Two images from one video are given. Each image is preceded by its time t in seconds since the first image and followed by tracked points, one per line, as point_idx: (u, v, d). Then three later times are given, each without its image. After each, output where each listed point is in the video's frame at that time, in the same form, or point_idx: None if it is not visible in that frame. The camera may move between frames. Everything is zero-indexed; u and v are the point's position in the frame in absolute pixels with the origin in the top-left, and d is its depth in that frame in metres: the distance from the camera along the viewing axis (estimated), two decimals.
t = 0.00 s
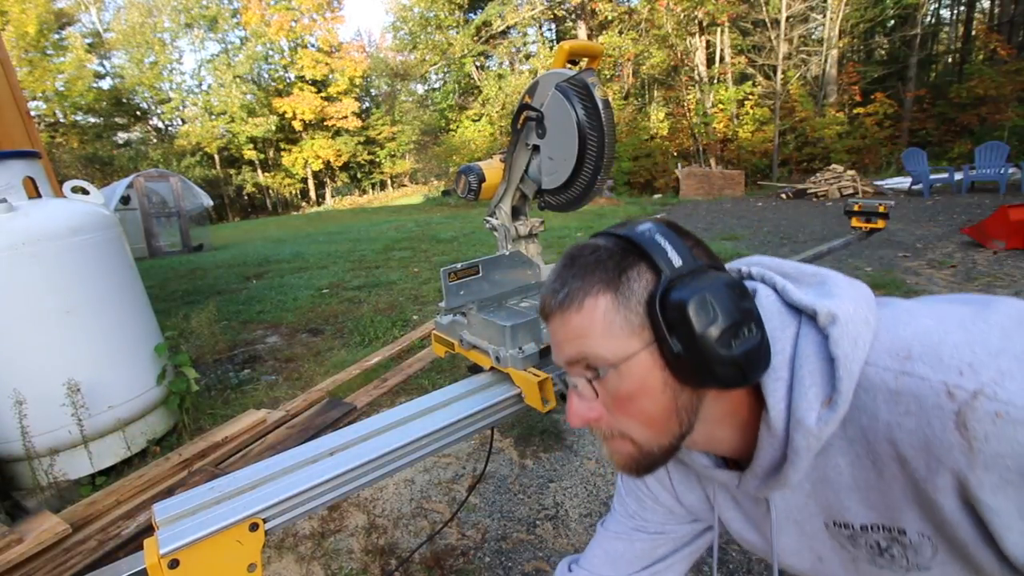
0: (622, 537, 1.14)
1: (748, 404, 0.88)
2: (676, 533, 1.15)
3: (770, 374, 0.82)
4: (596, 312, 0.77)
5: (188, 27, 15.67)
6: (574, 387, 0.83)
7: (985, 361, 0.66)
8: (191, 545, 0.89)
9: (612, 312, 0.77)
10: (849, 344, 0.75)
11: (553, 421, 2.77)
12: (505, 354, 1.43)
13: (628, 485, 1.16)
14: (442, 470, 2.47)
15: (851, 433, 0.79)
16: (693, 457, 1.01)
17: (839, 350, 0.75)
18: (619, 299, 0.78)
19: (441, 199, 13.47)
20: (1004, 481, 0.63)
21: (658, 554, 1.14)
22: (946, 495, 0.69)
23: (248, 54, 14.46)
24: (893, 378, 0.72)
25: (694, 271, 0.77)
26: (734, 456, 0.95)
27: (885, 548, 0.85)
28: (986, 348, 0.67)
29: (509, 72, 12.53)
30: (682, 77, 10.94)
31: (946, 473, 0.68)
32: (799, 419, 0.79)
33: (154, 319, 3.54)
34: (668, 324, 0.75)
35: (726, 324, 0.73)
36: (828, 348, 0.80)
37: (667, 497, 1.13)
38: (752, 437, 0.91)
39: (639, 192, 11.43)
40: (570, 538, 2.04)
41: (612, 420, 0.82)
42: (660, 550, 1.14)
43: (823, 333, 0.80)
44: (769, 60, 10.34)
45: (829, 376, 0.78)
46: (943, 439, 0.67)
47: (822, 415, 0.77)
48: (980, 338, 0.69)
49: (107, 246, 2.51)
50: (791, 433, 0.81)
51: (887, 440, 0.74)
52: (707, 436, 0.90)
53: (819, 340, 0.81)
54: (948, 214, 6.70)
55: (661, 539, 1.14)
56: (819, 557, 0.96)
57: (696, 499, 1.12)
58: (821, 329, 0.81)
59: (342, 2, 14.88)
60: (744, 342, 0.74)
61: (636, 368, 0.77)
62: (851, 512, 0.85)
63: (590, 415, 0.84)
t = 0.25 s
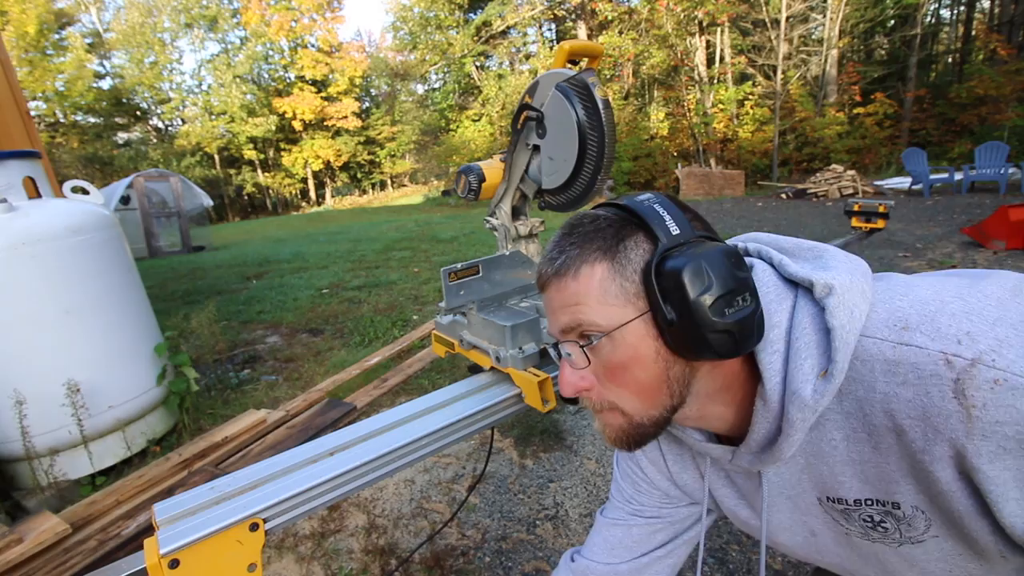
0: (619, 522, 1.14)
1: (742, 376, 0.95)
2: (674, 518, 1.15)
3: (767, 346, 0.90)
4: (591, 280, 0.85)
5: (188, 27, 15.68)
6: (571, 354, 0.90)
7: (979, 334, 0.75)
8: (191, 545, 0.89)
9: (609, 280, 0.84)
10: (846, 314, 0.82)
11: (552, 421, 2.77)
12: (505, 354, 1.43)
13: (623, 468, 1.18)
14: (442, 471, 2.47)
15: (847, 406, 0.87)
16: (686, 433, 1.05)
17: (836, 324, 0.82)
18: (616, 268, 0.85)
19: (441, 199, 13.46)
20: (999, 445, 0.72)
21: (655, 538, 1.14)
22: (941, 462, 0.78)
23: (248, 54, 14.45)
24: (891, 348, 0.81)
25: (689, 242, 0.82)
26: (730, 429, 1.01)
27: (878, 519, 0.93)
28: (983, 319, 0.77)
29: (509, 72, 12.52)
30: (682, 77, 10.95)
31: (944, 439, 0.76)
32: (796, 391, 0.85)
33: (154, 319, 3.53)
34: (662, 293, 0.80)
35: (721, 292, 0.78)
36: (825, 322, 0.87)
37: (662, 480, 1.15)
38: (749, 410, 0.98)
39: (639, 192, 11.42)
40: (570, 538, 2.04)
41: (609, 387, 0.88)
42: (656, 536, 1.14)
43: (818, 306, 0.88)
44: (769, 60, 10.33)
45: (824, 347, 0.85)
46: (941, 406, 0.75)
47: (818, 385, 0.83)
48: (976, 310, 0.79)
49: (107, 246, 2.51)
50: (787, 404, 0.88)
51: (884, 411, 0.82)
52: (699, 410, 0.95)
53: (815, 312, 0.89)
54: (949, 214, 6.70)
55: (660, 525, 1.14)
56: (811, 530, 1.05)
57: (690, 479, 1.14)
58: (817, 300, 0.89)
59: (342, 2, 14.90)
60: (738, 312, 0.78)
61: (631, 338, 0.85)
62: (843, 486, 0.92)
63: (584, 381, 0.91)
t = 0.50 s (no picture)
0: (637, 531, 1.13)
1: (771, 388, 0.89)
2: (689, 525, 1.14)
3: (797, 360, 0.83)
4: (614, 291, 0.80)
5: (188, 27, 15.69)
6: (592, 366, 0.86)
7: None
8: (191, 544, 0.90)
9: (633, 291, 0.80)
10: (881, 326, 0.76)
11: (552, 421, 2.77)
12: (505, 354, 1.44)
13: (638, 477, 1.15)
14: (442, 470, 2.47)
15: (882, 418, 0.82)
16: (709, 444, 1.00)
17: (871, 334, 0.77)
18: (640, 278, 0.80)
19: (441, 199, 13.46)
20: None
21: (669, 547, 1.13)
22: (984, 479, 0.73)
23: (248, 54, 14.44)
24: (930, 360, 0.75)
25: (715, 250, 0.78)
26: (754, 443, 0.96)
27: (910, 534, 0.89)
28: None
29: (509, 72, 12.53)
30: (682, 77, 10.96)
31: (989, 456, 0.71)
32: (831, 406, 0.80)
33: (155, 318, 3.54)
34: (690, 303, 0.76)
35: (750, 304, 0.74)
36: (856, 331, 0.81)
37: (680, 488, 1.12)
38: (774, 422, 0.93)
39: (639, 192, 11.44)
40: (570, 538, 2.04)
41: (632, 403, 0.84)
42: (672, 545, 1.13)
43: (851, 316, 0.82)
44: (769, 60, 10.31)
45: (859, 359, 0.80)
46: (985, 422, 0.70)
47: (854, 400, 0.78)
48: (1017, 316, 0.74)
49: (107, 246, 2.51)
50: (820, 419, 0.82)
51: (923, 425, 0.77)
52: (724, 423, 0.91)
53: (847, 324, 0.82)
54: (948, 214, 6.70)
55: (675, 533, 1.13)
56: (838, 544, 1.00)
57: (710, 488, 1.11)
58: (848, 308, 0.82)
59: (342, 2, 14.89)
60: (769, 323, 0.74)
61: (656, 351, 0.80)
62: (875, 501, 0.88)
63: (606, 395, 0.86)
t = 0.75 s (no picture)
0: (659, 527, 1.11)
1: (804, 383, 0.88)
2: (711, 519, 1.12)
3: (837, 355, 0.80)
4: (648, 277, 0.79)
5: (188, 27, 15.67)
6: (620, 353, 0.84)
7: None
8: (190, 545, 0.90)
9: (668, 278, 0.78)
10: (931, 323, 0.73)
11: (552, 421, 2.77)
12: (505, 354, 1.43)
13: (658, 473, 1.13)
14: (442, 470, 2.47)
15: (924, 420, 0.80)
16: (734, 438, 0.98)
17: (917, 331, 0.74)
18: (676, 265, 0.78)
19: (441, 199, 13.46)
20: None
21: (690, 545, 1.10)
22: None
23: (248, 54, 14.44)
24: (982, 360, 0.74)
25: (757, 241, 0.76)
26: (784, 437, 0.94)
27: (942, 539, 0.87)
28: None
29: (509, 72, 12.52)
30: (682, 77, 10.96)
31: None
32: (873, 407, 0.77)
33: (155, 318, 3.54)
34: (729, 294, 0.74)
35: (797, 296, 0.72)
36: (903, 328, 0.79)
37: (700, 483, 1.12)
38: (806, 418, 0.90)
39: (639, 192, 11.44)
40: (570, 538, 2.04)
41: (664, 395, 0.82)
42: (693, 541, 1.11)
43: (897, 312, 0.79)
44: (769, 60, 10.29)
45: (906, 357, 0.77)
46: None
47: (899, 399, 0.76)
48: None
49: (107, 246, 2.51)
50: (859, 417, 0.80)
51: (970, 426, 0.75)
52: (753, 418, 0.89)
53: (893, 320, 0.79)
54: (948, 215, 6.70)
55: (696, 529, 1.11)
56: (862, 546, 0.98)
57: (730, 483, 1.10)
58: (895, 307, 0.80)
59: (342, 2, 14.89)
60: (814, 317, 0.72)
61: (692, 341, 0.78)
62: (909, 502, 0.86)
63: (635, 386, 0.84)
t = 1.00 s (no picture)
0: (676, 493, 1.04)
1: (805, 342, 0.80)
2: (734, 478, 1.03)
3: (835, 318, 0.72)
4: (648, 228, 0.71)
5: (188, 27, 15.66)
6: (617, 307, 0.78)
7: None
8: (190, 544, 0.90)
9: (664, 229, 0.70)
10: (938, 290, 0.64)
11: (552, 421, 2.77)
12: (505, 354, 1.43)
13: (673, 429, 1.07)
14: (442, 470, 2.47)
15: (923, 387, 0.72)
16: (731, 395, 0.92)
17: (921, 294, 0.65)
18: (674, 216, 0.70)
19: (440, 199, 13.47)
20: None
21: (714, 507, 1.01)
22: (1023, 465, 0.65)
23: (248, 54, 14.46)
24: (988, 334, 0.64)
25: (760, 191, 0.68)
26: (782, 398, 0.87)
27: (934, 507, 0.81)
28: None
29: (509, 72, 12.53)
30: (682, 77, 10.98)
31: None
32: (860, 368, 0.70)
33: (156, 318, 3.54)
34: (726, 245, 0.67)
35: (794, 246, 0.64)
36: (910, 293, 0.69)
37: (708, 443, 1.05)
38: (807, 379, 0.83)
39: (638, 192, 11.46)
40: (570, 538, 2.04)
41: (655, 350, 0.75)
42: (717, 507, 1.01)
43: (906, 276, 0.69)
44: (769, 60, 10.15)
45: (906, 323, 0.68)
46: None
47: (892, 365, 0.68)
48: None
49: (107, 246, 2.51)
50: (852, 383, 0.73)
51: (964, 399, 0.67)
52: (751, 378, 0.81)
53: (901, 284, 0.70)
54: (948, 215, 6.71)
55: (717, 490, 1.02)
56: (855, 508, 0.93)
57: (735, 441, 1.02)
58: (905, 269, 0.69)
59: (342, 2, 14.88)
60: (811, 269, 0.65)
61: (685, 293, 0.70)
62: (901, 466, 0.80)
63: (627, 340, 0.78)
